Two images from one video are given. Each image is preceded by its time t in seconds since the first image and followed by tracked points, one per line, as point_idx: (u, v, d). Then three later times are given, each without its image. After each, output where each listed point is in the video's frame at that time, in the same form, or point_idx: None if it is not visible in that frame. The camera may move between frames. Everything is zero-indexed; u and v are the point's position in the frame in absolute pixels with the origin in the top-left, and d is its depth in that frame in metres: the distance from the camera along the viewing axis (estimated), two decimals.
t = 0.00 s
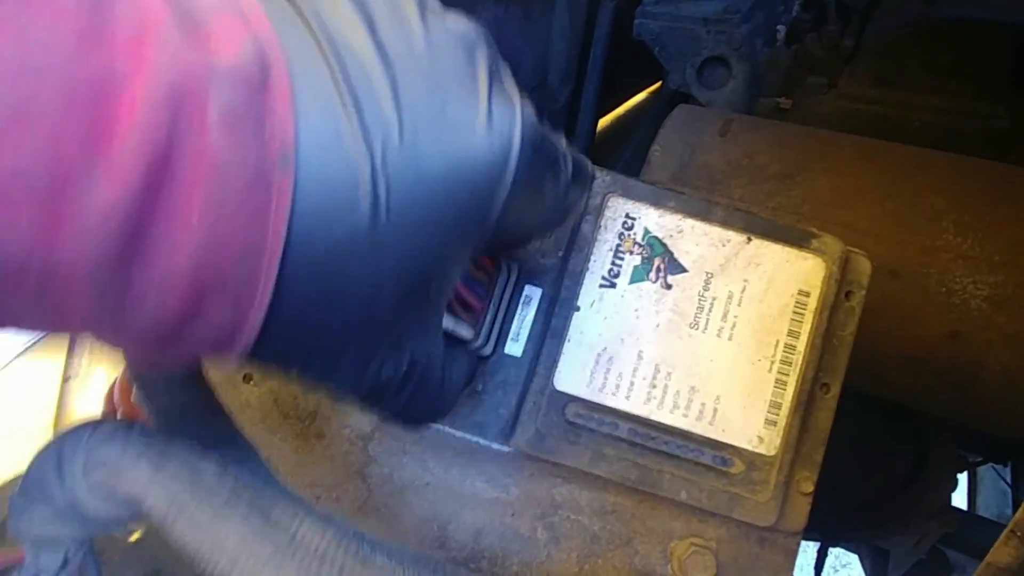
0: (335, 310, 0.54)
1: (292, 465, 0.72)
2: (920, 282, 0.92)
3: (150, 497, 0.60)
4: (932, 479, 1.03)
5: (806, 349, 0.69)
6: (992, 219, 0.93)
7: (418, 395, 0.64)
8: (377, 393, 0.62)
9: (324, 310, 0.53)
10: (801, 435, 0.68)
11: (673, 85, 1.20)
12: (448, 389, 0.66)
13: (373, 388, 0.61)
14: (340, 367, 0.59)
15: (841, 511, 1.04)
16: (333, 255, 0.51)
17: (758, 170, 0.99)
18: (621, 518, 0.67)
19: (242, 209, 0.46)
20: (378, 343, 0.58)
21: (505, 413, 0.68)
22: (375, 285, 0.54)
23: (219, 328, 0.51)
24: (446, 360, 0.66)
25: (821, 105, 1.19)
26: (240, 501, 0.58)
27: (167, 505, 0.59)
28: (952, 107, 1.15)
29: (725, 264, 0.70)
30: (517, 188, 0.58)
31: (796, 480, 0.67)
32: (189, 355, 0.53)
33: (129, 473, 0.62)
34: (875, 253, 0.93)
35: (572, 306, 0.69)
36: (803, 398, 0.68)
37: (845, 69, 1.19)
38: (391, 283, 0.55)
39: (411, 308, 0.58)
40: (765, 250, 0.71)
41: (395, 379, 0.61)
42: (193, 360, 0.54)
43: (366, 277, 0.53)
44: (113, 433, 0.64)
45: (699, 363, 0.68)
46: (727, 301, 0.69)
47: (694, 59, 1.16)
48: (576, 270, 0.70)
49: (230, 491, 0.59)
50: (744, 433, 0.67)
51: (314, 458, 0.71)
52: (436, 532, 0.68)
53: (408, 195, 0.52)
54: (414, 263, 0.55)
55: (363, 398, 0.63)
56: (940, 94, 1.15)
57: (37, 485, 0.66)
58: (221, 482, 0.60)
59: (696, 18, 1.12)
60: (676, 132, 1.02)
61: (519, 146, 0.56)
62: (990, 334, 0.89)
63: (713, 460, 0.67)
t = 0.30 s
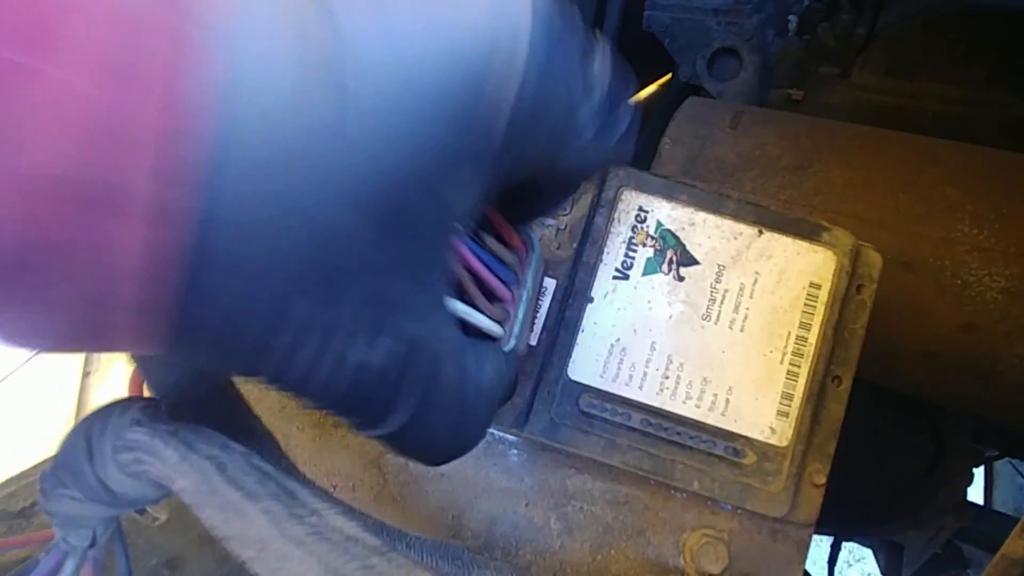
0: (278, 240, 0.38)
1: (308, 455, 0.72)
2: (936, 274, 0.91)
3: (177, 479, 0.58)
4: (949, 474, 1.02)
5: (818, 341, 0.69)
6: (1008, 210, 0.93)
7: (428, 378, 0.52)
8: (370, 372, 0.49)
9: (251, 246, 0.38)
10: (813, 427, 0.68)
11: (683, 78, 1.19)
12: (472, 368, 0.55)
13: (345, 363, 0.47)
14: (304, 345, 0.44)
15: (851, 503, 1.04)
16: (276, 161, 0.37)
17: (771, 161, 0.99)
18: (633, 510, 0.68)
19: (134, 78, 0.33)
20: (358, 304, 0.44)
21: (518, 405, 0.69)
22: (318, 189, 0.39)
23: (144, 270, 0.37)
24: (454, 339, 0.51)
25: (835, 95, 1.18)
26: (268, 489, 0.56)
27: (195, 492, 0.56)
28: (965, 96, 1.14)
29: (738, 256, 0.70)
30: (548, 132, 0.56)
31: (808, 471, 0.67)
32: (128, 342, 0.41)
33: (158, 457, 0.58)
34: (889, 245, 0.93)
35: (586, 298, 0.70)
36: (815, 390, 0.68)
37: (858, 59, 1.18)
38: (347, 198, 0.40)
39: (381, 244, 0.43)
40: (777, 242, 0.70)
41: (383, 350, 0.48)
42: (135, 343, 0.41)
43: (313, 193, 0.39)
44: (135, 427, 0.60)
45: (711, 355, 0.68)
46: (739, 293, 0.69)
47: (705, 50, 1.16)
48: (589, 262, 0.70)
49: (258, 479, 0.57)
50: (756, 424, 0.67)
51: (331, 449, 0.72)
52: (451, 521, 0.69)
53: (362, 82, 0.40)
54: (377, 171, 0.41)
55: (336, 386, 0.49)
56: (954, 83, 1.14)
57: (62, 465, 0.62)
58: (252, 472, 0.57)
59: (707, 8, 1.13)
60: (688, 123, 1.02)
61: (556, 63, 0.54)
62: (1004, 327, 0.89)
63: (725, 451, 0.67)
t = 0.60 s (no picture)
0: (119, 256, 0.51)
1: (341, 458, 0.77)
2: (944, 269, 0.93)
3: (252, 451, 0.63)
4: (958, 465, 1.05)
5: (815, 338, 0.73)
6: (1009, 205, 0.96)
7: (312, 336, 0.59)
8: (279, 337, 0.57)
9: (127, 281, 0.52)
10: (814, 418, 0.72)
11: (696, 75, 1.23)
12: (322, 330, 0.59)
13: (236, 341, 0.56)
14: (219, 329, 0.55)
15: (859, 493, 1.09)
16: (64, 175, 0.49)
17: (780, 162, 1.02)
18: (647, 501, 0.72)
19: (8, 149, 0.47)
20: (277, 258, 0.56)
21: (535, 405, 0.74)
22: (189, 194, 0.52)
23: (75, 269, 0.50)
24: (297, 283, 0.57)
25: (846, 92, 1.21)
26: (326, 452, 0.64)
27: (271, 460, 0.63)
28: (972, 92, 1.17)
29: (737, 260, 0.75)
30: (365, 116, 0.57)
31: (811, 460, 0.72)
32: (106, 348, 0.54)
33: (230, 438, 0.64)
34: (894, 241, 0.95)
35: (595, 304, 0.74)
36: (814, 383, 0.72)
37: (871, 55, 1.21)
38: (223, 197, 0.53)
39: (293, 221, 0.56)
40: (773, 247, 0.75)
41: (266, 317, 0.57)
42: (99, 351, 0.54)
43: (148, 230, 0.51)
44: (203, 417, 0.66)
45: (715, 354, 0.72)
46: (738, 295, 0.73)
47: (717, 49, 1.19)
48: (597, 271, 0.75)
49: (313, 445, 0.64)
50: (759, 417, 0.72)
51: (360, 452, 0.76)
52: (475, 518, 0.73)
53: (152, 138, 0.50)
54: (259, 170, 0.53)
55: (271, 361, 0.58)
56: (962, 80, 1.17)
57: (137, 461, 0.65)
58: (308, 442, 0.65)
59: (719, 6, 1.17)
60: (697, 127, 1.05)
61: (356, 54, 0.55)
62: (1014, 321, 0.91)
63: (731, 443, 0.72)
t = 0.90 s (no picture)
0: (201, 44, 0.47)
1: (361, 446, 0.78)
2: (967, 256, 0.92)
3: (283, 429, 0.57)
4: (983, 457, 1.03)
5: (836, 324, 0.72)
6: None
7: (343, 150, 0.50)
8: (323, 134, 0.49)
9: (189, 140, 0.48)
10: (835, 406, 0.72)
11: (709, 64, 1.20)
12: (352, 143, 0.50)
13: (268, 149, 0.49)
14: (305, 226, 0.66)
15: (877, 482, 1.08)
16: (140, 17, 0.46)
17: (798, 148, 1.01)
18: (665, 488, 0.73)
19: None
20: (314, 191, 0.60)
21: (553, 393, 0.73)
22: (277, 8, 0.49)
23: (153, 83, 0.46)
24: (351, 79, 0.49)
25: (864, 79, 1.19)
26: (359, 425, 0.57)
27: (300, 435, 0.56)
28: (992, 77, 1.15)
29: (755, 246, 0.74)
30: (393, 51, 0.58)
31: (832, 447, 0.71)
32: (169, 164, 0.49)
33: (259, 416, 0.57)
34: (916, 227, 0.94)
35: (613, 292, 0.74)
36: (835, 370, 0.72)
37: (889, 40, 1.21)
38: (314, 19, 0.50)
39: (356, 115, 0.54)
40: (793, 233, 0.74)
41: (307, 117, 0.48)
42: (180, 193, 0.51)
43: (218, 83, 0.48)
44: (230, 394, 0.59)
45: (734, 341, 0.72)
46: (758, 281, 0.73)
47: (733, 36, 1.17)
48: (614, 258, 0.74)
49: (348, 420, 0.57)
50: (779, 404, 0.71)
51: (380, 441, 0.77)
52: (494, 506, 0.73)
53: None
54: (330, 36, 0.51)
55: (305, 175, 0.50)
56: (981, 65, 1.16)
57: (167, 441, 0.59)
58: (342, 416, 0.58)
59: None
60: (713, 114, 1.05)
61: None
62: None
63: (751, 430, 0.71)
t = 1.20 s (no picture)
0: None
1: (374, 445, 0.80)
2: (977, 255, 0.92)
3: (302, 429, 0.57)
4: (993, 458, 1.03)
5: (843, 325, 0.73)
6: None
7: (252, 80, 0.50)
8: (222, 70, 0.49)
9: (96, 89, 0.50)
10: (842, 406, 0.72)
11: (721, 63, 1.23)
12: (255, 75, 0.49)
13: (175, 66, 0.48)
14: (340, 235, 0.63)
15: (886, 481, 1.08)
16: None
17: (807, 148, 1.01)
18: (673, 487, 0.74)
19: None
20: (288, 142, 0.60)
21: (563, 392, 0.74)
22: None
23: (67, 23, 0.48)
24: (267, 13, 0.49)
25: (874, 77, 1.19)
26: (375, 425, 0.58)
27: (318, 433, 0.57)
28: (1005, 75, 1.14)
29: (763, 248, 0.75)
30: None
31: (840, 447, 0.72)
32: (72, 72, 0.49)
33: (277, 415, 0.58)
34: (925, 227, 0.94)
35: (621, 292, 0.75)
36: (843, 370, 0.72)
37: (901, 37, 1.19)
38: None
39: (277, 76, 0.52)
40: (801, 234, 0.75)
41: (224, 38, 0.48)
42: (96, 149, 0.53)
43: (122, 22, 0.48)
44: (250, 394, 0.61)
45: (742, 341, 0.73)
46: (765, 282, 0.74)
47: (743, 36, 1.19)
48: (623, 259, 0.75)
49: (366, 420, 0.58)
50: (787, 403, 0.72)
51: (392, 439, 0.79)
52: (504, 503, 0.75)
53: None
54: None
55: (217, 104, 0.50)
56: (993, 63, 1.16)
57: (187, 439, 0.61)
58: (359, 416, 0.59)
59: None
60: (721, 115, 1.05)
61: None
62: None
63: (758, 430, 0.72)
